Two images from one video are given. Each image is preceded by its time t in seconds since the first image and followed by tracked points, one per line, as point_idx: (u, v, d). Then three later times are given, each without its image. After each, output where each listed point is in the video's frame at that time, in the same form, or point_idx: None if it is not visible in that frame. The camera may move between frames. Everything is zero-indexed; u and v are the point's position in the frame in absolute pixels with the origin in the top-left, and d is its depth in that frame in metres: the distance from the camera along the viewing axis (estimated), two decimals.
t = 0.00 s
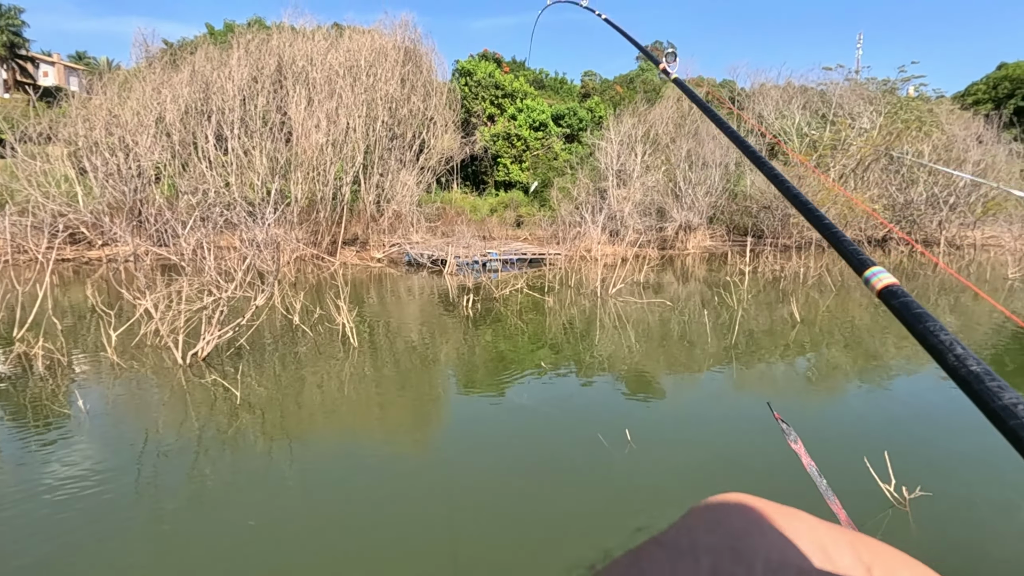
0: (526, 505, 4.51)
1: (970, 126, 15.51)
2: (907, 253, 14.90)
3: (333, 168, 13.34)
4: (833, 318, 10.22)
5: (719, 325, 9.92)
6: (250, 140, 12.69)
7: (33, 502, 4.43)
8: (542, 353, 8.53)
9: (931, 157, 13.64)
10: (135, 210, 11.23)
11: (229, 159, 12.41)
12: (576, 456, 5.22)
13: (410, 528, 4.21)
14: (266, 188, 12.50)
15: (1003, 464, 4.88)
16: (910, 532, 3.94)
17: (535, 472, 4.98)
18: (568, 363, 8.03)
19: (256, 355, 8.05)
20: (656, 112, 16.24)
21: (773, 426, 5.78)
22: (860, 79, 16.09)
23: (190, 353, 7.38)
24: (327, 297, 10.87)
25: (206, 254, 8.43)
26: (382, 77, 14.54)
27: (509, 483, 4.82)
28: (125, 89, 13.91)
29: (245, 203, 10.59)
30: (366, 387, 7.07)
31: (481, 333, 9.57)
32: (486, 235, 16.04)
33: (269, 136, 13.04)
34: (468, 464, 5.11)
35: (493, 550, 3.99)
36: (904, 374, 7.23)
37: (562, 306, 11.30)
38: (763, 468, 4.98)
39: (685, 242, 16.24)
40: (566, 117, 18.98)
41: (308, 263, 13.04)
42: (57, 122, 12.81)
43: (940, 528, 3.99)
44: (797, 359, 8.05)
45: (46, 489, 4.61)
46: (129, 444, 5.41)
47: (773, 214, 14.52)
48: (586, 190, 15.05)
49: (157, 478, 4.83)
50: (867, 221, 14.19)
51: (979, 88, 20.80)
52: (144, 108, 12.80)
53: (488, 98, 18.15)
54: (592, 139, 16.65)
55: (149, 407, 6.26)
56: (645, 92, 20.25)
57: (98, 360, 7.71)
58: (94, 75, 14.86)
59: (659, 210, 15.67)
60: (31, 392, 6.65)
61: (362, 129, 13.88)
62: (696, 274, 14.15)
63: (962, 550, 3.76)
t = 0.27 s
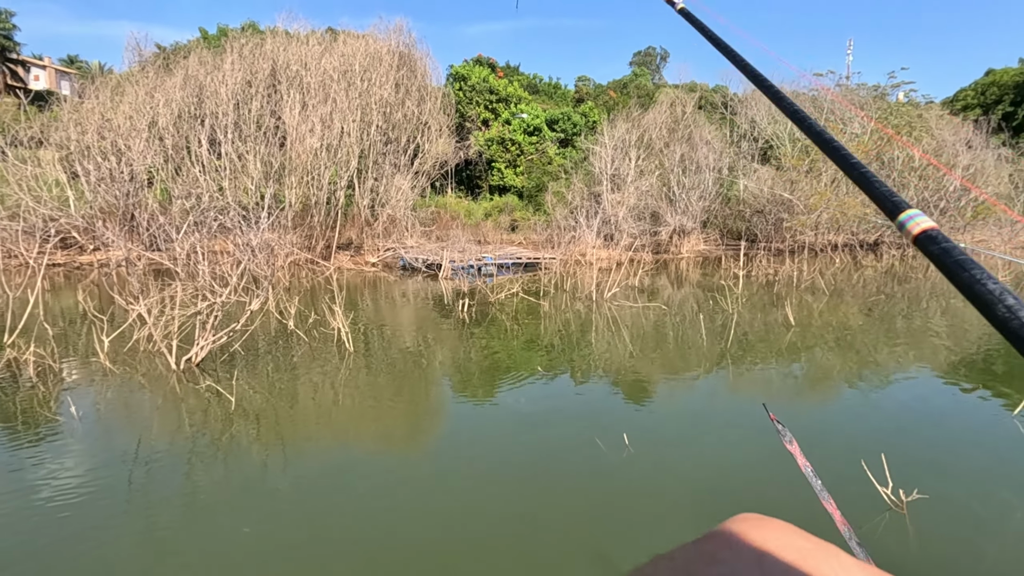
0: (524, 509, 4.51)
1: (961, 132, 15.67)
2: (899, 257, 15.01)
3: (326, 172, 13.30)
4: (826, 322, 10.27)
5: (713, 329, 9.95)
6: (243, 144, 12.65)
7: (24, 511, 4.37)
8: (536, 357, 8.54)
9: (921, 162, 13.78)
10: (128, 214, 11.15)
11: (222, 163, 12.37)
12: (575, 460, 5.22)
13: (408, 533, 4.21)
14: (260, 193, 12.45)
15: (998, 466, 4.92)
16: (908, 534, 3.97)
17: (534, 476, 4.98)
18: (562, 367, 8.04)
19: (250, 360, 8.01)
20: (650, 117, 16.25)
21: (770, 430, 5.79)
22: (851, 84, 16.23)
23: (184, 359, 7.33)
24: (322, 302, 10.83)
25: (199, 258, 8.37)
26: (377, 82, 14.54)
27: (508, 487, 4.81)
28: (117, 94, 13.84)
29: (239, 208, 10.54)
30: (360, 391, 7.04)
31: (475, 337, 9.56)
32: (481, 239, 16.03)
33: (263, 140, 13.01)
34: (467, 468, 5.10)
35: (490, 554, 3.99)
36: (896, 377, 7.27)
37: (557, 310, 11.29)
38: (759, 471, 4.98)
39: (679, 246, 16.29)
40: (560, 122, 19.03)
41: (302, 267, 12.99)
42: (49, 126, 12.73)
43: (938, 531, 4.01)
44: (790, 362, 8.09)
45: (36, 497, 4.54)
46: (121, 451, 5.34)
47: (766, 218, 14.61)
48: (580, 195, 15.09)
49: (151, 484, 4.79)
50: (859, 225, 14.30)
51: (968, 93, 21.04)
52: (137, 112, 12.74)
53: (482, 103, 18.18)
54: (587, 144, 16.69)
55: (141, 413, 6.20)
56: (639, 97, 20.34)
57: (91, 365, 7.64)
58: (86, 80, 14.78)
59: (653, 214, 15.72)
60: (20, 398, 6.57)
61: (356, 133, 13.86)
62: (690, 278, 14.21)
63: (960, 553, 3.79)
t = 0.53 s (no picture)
0: (522, 515, 4.50)
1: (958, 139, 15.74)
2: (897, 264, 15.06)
3: (327, 180, 13.33)
4: (826, 329, 10.29)
5: (713, 335, 9.95)
6: (244, 151, 12.67)
7: (21, 520, 4.32)
8: (535, 364, 8.53)
9: (919, 169, 13.82)
10: (128, 222, 11.17)
11: (223, 170, 12.38)
12: (576, 467, 5.19)
13: (405, 539, 4.19)
14: (260, 200, 12.46)
15: (1002, 473, 4.89)
16: (913, 543, 3.93)
17: (534, 483, 4.95)
18: (561, 374, 8.04)
19: (250, 368, 7.99)
20: (649, 125, 16.33)
21: (772, 436, 5.76)
22: (849, 92, 16.32)
23: (184, 367, 7.31)
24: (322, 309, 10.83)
25: (199, 265, 8.36)
26: (377, 90, 14.60)
27: (507, 494, 4.78)
28: (118, 102, 13.88)
29: (239, 215, 10.54)
30: (359, 398, 7.03)
31: (474, 344, 9.55)
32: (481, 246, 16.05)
33: (263, 147, 13.04)
34: (468, 475, 5.08)
35: (487, 560, 3.98)
36: (896, 384, 7.25)
37: (557, 317, 11.30)
38: (761, 479, 4.95)
39: (679, 253, 16.32)
40: (560, 130, 19.12)
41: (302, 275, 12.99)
42: (50, 133, 12.74)
43: (944, 539, 3.98)
44: (790, 368, 8.09)
45: (34, 507, 4.50)
46: (119, 459, 5.31)
47: (765, 225, 14.64)
48: (580, 202, 15.12)
49: (150, 493, 4.75)
50: (858, 232, 14.35)
51: (965, 101, 21.12)
52: (138, 120, 12.77)
53: (482, 110, 18.26)
54: (586, 151, 16.75)
55: (139, 421, 6.17)
56: (638, 105, 20.45)
57: (90, 373, 7.61)
58: (87, 88, 14.83)
59: (653, 221, 15.76)
60: (19, 406, 6.54)
61: (357, 141, 13.91)
62: (690, 285, 14.23)
63: (966, 561, 3.76)
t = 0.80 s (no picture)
0: (532, 525, 4.47)
1: (970, 147, 15.63)
2: (909, 272, 14.94)
3: (337, 188, 13.43)
4: (837, 338, 10.19)
5: (722, 344, 9.88)
6: (255, 160, 12.79)
7: (34, 528, 4.33)
8: (544, 372, 8.50)
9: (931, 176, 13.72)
10: (141, 230, 11.30)
11: (234, 179, 12.49)
12: (587, 478, 5.13)
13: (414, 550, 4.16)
14: (270, 208, 12.55)
15: None
16: (934, 558, 3.85)
17: (543, 493, 4.91)
18: (569, 382, 8.00)
19: (260, 375, 8.01)
20: (657, 133, 16.33)
21: (785, 448, 5.69)
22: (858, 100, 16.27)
23: (196, 374, 7.35)
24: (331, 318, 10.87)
25: (211, 272, 8.41)
26: (386, 99, 14.72)
27: (517, 504, 4.75)
28: (132, 112, 14.07)
29: (250, 223, 10.63)
30: (367, 406, 7.02)
31: (482, 352, 9.54)
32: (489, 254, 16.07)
33: (274, 156, 13.16)
34: (477, 485, 5.03)
35: (496, 569, 3.95)
36: (909, 394, 7.14)
37: (566, 325, 11.26)
38: (773, 490, 4.89)
39: (688, 261, 16.26)
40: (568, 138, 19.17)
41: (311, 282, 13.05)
42: (65, 143, 12.93)
43: (966, 555, 3.89)
44: (800, 378, 8.02)
45: (46, 514, 4.52)
46: (131, 466, 5.33)
47: (774, 233, 14.57)
48: (588, 210, 15.12)
49: (161, 501, 4.75)
50: (869, 240, 14.26)
51: (978, 108, 20.95)
52: (151, 129, 12.93)
53: (490, 119, 18.35)
54: (594, 159, 16.77)
55: (150, 428, 6.19)
56: (646, 114, 20.47)
57: (102, 380, 7.67)
58: (102, 98, 15.05)
59: (661, 229, 15.73)
60: (32, 413, 6.58)
61: (366, 149, 14.01)
62: (699, 293, 14.16)
63: None
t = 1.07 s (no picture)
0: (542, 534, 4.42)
1: (986, 152, 15.44)
2: (924, 279, 14.77)
3: (348, 196, 13.53)
4: (851, 346, 10.07)
5: (734, 351, 9.80)
6: (268, 168, 12.93)
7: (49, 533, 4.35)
8: (554, 379, 8.47)
9: (947, 183, 13.56)
10: (156, 237, 11.45)
11: (248, 186, 12.63)
12: (600, 488, 5.05)
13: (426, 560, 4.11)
14: (283, 216, 12.65)
15: None
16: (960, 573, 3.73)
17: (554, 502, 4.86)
18: (580, 390, 7.95)
19: (272, 382, 8.04)
20: (668, 140, 16.31)
21: (801, 457, 5.59)
22: (871, 106, 16.15)
23: (210, 381, 7.40)
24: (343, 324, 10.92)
25: (225, 279, 8.49)
26: (398, 108, 14.85)
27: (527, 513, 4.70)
28: (149, 121, 14.30)
29: (263, 230, 10.73)
30: (377, 413, 7.01)
31: (492, 359, 9.52)
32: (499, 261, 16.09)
33: (287, 164, 13.30)
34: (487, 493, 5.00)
35: None
36: (928, 404, 6.99)
37: (577, 333, 11.22)
38: (789, 500, 4.81)
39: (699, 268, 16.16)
40: (578, 145, 19.20)
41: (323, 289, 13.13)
42: (83, 151, 13.15)
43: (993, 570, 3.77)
44: (814, 387, 7.91)
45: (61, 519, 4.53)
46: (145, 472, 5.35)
47: (787, 240, 14.45)
48: (599, 217, 15.11)
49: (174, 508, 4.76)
50: (883, 247, 14.11)
51: (993, 114, 20.74)
52: (167, 138, 13.12)
53: (500, 127, 18.43)
54: (604, 166, 16.76)
55: (164, 435, 6.21)
56: (656, 121, 20.46)
57: (118, 386, 7.74)
58: (119, 108, 15.32)
59: (672, 236, 15.67)
60: (49, 418, 6.65)
61: (377, 157, 14.12)
62: (710, 300, 14.06)
63: None
